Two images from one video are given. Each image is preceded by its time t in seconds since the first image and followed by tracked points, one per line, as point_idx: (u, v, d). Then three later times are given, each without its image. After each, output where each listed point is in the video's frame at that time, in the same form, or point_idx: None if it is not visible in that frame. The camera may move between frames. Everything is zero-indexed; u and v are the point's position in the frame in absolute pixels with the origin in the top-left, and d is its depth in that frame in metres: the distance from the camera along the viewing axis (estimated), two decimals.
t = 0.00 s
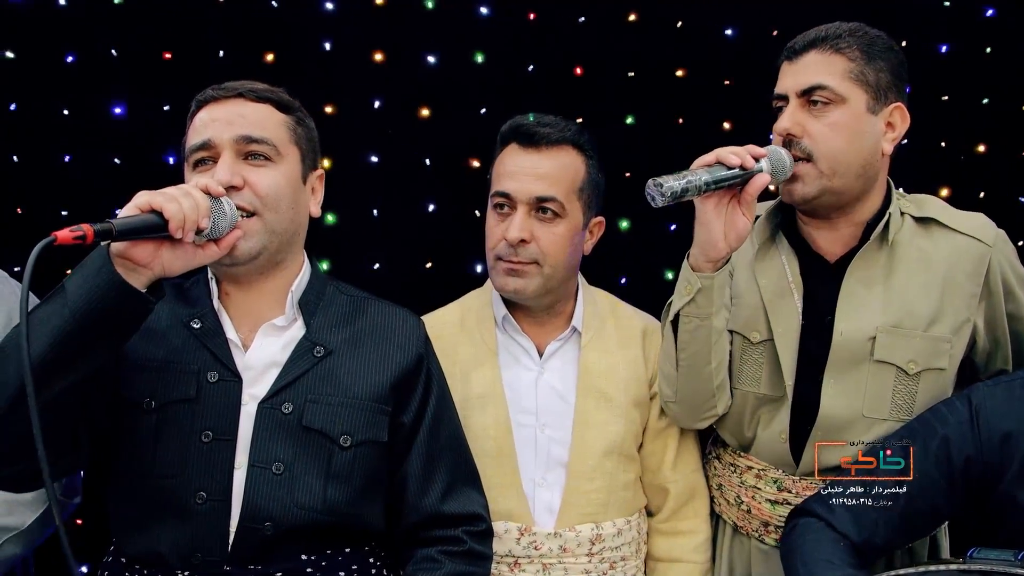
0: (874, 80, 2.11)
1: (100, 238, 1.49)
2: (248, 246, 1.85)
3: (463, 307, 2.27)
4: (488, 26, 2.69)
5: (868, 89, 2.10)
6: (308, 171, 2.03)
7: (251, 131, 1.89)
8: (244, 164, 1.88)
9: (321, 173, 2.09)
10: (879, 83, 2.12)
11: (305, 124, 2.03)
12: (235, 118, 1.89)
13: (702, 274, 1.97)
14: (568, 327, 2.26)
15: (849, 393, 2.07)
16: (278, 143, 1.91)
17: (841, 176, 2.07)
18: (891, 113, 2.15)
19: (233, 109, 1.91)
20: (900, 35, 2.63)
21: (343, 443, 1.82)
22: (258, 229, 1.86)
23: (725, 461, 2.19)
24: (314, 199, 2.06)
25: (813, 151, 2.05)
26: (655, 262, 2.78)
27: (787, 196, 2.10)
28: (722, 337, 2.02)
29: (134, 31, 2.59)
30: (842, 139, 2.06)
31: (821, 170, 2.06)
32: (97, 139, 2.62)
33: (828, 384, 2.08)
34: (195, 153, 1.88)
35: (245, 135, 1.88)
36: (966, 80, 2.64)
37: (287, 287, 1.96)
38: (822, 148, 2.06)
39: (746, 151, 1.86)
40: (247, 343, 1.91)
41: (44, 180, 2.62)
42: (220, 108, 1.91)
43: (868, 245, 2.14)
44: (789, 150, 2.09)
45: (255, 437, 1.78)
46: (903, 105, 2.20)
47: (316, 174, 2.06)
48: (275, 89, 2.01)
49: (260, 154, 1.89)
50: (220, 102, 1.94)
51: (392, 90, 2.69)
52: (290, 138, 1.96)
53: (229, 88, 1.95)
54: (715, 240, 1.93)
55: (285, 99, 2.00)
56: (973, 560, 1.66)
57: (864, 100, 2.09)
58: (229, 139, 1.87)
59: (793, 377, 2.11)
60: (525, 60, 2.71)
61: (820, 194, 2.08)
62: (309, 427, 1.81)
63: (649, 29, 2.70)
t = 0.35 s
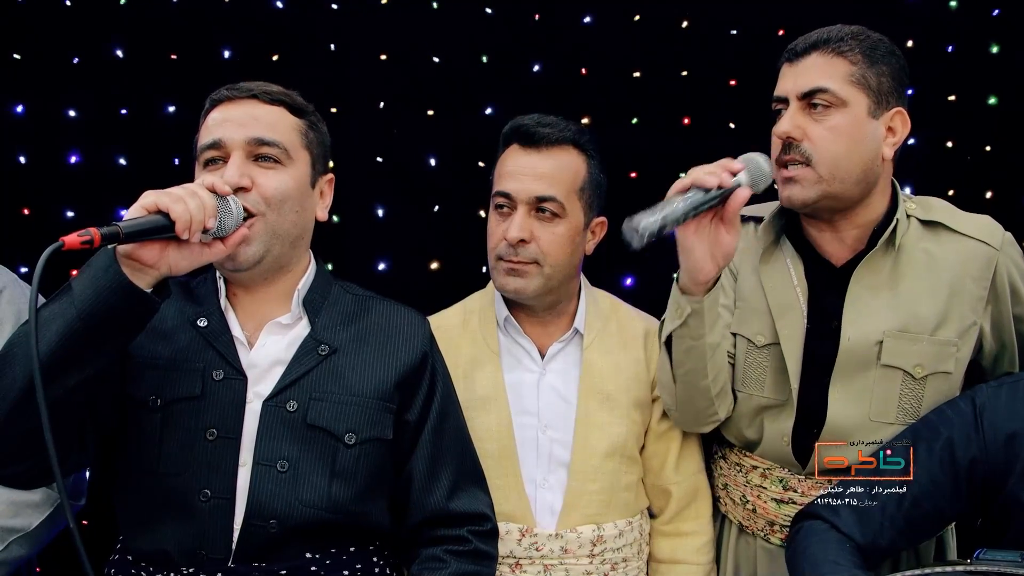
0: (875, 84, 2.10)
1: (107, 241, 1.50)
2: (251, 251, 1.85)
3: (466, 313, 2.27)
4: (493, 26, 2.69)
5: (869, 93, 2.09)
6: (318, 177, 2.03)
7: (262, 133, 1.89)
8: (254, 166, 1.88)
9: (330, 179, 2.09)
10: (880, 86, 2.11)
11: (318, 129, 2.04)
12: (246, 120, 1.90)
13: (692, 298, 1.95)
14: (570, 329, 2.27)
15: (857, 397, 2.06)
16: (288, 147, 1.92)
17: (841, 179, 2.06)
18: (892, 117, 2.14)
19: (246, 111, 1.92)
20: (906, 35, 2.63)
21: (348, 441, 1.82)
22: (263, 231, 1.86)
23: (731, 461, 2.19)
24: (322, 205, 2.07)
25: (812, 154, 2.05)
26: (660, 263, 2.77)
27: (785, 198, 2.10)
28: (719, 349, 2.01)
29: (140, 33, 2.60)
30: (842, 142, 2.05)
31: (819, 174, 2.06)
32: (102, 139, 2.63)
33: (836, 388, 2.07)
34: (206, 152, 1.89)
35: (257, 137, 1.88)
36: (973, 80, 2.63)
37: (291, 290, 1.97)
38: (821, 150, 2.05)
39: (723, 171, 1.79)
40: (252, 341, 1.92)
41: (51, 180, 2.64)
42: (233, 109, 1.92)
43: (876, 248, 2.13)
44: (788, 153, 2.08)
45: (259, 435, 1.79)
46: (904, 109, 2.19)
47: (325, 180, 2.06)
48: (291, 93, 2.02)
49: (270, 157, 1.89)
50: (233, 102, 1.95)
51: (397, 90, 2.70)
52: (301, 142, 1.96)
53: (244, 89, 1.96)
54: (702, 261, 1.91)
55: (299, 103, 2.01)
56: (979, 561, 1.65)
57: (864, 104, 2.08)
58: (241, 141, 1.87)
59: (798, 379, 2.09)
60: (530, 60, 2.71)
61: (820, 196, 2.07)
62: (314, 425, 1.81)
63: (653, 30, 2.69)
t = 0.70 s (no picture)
0: (873, 82, 2.10)
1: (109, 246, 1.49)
2: (254, 248, 1.85)
3: (469, 314, 2.27)
4: (496, 27, 2.70)
5: (867, 92, 2.09)
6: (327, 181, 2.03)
7: (275, 131, 1.90)
8: (264, 163, 1.88)
9: (339, 182, 2.09)
10: (879, 86, 2.11)
11: (332, 134, 2.04)
12: (262, 117, 1.90)
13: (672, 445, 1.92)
14: (571, 330, 2.26)
15: (872, 399, 2.07)
16: (299, 147, 1.92)
17: (842, 180, 2.06)
18: (891, 117, 2.14)
19: (261, 108, 1.92)
20: (909, 35, 2.62)
21: (351, 443, 1.83)
22: (268, 230, 1.86)
23: (739, 465, 2.16)
24: (329, 209, 2.06)
25: (812, 154, 2.05)
26: (663, 264, 2.77)
27: (788, 197, 2.10)
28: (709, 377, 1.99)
29: (143, 33, 2.61)
30: (842, 143, 2.05)
31: (821, 174, 2.06)
32: (105, 140, 2.63)
33: (850, 393, 2.08)
34: (218, 145, 1.90)
35: (269, 135, 1.89)
36: (976, 80, 2.63)
37: (292, 290, 1.97)
38: (822, 151, 2.05)
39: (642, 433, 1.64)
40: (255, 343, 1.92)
41: (54, 181, 2.65)
42: (248, 105, 1.93)
43: (880, 251, 2.13)
44: (789, 154, 2.08)
45: (264, 437, 1.79)
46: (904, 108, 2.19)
47: (335, 185, 2.06)
48: (309, 96, 2.02)
49: (279, 156, 1.89)
50: (249, 99, 1.96)
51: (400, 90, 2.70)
52: (314, 145, 1.97)
53: (266, 89, 1.98)
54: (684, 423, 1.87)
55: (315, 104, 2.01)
56: (985, 563, 1.64)
57: (864, 104, 2.08)
58: (254, 136, 1.88)
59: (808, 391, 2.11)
60: (533, 61, 2.71)
61: (822, 196, 2.07)
62: (318, 427, 1.82)
63: (656, 30, 2.69)
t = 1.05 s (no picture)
0: (868, 83, 2.10)
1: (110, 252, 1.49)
2: (253, 256, 1.85)
3: (473, 310, 2.27)
4: (498, 27, 2.70)
5: (862, 92, 2.09)
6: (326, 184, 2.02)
7: (272, 133, 1.89)
8: (262, 166, 1.88)
9: (338, 183, 2.08)
10: (872, 87, 2.11)
11: (332, 136, 2.04)
12: (258, 119, 1.89)
13: (697, 300, 1.90)
14: (574, 330, 2.26)
15: (868, 394, 2.06)
16: (296, 149, 1.91)
17: (837, 181, 2.06)
18: (885, 117, 2.14)
19: (259, 111, 1.91)
20: (910, 36, 2.63)
21: (349, 438, 1.82)
22: (264, 234, 1.86)
23: (735, 467, 2.16)
24: (329, 212, 2.06)
25: (808, 156, 2.05)
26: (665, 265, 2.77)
27: (784, 199, 2.10)
28: (721, 354, 1.97)
29: (144, 33, 2.60)
30: (837, 144, 2.05)
31: (816, 175, 2.06)
32: (107, 140, 2.63)
33: (846, 388, 2.06)
34: (216, 149, 1.89)
35: (266, 137, 1.88)
36: (977, 81, 2.63)
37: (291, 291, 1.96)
38: (818, 152, 2.05)
39: (724, 190, 1.64)
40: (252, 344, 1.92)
41: (55, 181, 2.64)
42: (244, 107, 1.92)
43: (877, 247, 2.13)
44: (784, 156, 2.08)
45: (260, 434, 1.79)
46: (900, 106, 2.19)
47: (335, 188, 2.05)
48: (307, 98, 2.02)
49: (277, 159, 1.89)
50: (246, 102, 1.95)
51: (402, 90, 2.70)
52: (312, 147, 1.96)
53: (262, 90, 1.97)
54: (710, 271, 1.85)
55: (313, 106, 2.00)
56: (995, 566, 1.63)
57: (858, 104, 2.08)
58: (251, 138, 1.87)
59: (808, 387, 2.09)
60: (535, 61, 2.71)
61: (818, 197, 2.07)
62: (314, 423, 1.81)
63: (658, 31, 2.69)
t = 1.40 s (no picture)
0: (874, 83, 2.10)
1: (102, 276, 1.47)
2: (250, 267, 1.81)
3: (477, 313, 2.26)
4: (499, 27, 2.69)
5: (869, 92, 2.09)
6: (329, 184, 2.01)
7: (271, 138, 1.86)
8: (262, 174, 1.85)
9: (341, 182, 2.07)
10: (878, 86, 2.11)
11: (335, 138, 2.01)
12: (260, 124, 1.87)
13: (718, 271, 1.93)
14: (579, 330, 2.26)
15: (872, 389, 2.05)
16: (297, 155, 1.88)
17: (846, 184, 2.06)
18: (891, 117, 2.14)
19: (258, 115, 1.88)
20: (911, 35, 2.62)
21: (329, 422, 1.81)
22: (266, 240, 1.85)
23: (740, 467, 2.15)
24: (332, 214, 2.03)
25: (817, 158, 2.04)
26: (667, 264, 2.77)
27: (792, 202, 2.09)
28: (731, 338, 2.01)
29: (145, 33, 2.60)
30: (845, 145, 2.05)
31: (825, 178, 2.05)
32: (107, 140, 2.62)
33: (850, 381, 2.06)
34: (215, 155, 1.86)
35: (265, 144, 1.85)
36: (979, 81, 2.62)
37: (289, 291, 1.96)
38: (826, 154, 2.04)
39: (760, 172, 1.80)
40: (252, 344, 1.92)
41: (55, 181, 2.64)
42: (243, 112, 1.89)
43: (884, 245, 2.13)
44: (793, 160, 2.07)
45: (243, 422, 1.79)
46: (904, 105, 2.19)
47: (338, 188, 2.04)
48: (311, 100, 1.99)
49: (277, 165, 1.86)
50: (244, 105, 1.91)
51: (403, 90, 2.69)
52: (315, 152, 1.94)
53: (264, 93, 1.94)
54: (734, 246, 1.90)
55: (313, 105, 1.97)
56: (1000, 568, 1.63)
57: (865, 105, 2.08)
58: (250, 145, 1.84)
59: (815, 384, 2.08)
60: (536, 62, 2.70)
61: (827, 199, 2.07)
62: (293, 409, 1.80)
63: (660, 30, 2.69)
